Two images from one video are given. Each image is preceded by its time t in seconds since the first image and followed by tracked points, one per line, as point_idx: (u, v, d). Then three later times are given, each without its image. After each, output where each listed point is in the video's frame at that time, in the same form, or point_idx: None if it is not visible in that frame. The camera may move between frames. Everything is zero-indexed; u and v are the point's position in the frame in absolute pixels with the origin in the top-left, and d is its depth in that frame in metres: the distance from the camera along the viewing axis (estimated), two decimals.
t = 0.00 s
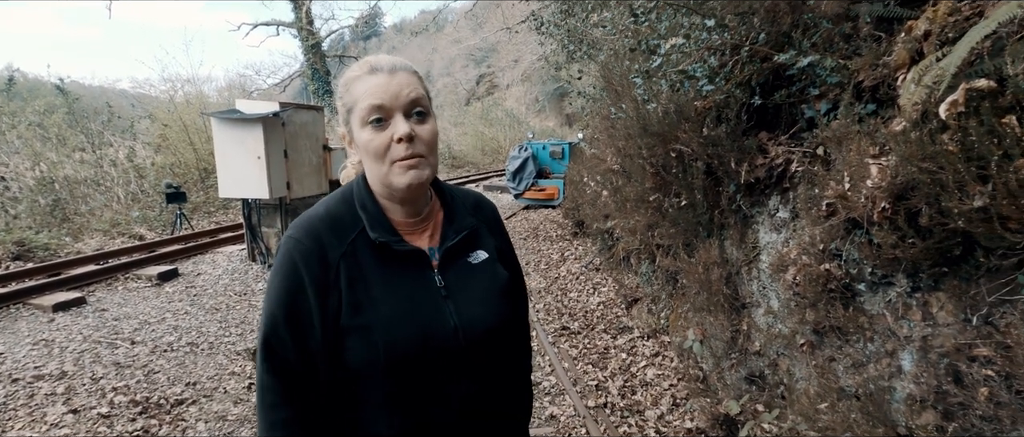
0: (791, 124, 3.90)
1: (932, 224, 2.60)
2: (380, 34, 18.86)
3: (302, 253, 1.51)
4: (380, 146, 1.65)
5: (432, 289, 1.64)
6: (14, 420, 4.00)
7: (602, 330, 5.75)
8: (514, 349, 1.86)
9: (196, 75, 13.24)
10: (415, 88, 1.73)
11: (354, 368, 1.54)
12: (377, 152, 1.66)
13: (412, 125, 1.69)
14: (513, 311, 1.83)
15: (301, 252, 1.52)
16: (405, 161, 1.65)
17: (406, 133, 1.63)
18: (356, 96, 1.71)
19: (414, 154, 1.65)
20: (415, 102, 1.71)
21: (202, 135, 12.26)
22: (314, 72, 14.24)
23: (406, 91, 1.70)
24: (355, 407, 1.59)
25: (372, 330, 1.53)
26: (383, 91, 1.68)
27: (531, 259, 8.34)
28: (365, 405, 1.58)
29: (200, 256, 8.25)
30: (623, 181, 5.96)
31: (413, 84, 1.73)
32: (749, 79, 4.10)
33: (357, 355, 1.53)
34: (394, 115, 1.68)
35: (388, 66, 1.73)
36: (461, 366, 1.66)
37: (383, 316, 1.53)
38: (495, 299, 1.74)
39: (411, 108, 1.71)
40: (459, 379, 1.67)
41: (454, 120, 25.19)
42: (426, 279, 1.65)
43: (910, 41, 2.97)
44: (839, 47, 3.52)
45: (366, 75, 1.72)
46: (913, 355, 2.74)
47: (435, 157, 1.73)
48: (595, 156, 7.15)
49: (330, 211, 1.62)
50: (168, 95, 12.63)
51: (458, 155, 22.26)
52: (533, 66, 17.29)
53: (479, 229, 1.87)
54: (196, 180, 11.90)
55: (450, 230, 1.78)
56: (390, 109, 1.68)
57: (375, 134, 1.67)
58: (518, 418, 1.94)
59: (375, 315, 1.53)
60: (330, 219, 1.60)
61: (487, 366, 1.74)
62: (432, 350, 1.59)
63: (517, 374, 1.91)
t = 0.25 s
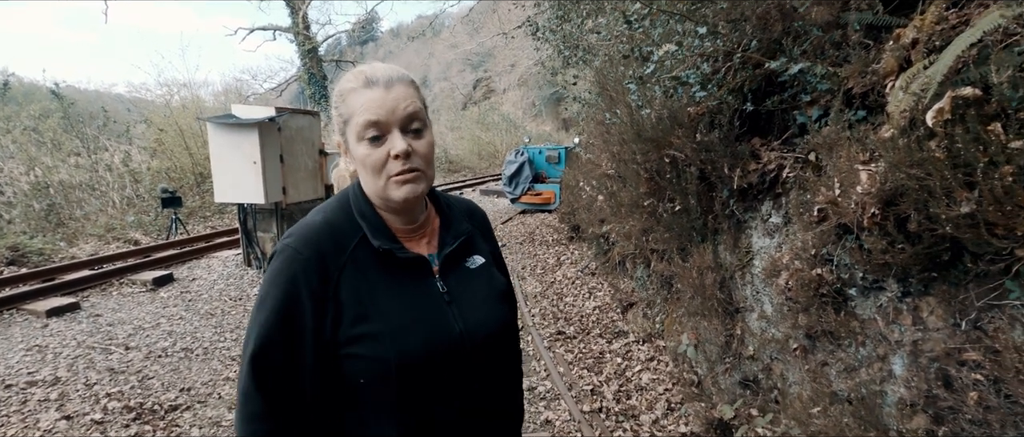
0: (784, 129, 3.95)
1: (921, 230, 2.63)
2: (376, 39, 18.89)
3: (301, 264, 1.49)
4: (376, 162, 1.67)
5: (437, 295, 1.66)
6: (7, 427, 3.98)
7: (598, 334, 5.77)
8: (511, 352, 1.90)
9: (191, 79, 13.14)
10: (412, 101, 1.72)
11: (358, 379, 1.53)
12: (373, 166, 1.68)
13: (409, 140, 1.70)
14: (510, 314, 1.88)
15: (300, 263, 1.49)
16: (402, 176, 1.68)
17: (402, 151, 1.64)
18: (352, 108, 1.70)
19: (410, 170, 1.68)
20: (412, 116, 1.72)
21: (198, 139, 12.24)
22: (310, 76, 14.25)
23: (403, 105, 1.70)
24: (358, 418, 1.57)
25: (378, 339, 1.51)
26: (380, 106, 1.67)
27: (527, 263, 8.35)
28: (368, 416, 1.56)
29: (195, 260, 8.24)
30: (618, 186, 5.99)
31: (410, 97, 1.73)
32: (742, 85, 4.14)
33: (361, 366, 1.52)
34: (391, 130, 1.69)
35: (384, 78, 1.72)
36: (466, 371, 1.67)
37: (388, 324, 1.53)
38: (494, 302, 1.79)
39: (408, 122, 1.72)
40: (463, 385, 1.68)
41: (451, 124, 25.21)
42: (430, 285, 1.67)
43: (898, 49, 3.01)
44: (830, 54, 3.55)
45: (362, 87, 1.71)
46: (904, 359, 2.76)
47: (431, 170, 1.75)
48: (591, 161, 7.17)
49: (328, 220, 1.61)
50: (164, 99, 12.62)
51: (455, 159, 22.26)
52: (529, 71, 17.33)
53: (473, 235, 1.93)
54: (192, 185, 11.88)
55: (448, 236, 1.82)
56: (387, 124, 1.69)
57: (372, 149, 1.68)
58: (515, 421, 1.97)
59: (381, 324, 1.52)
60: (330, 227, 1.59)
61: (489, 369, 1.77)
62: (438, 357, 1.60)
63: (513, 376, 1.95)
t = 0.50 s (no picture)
0: (776, 134, 3.99)
1: (910, 234, 2.65)
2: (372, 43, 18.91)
3: (297, 278, 1.48)
4: (379, 166, 1.66)
5: (432, 305, 1.68)
6: None
7: (593, 338, 5.77)
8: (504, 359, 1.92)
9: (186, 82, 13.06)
10: (412, 107, 1.75)
11: (354, 392, 1.53)
12: (375, 171, 1.67)
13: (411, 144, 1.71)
14: (504, 321, 1.91)
15: (296, 276, 1.48)
16: (404, 182, 1.68)
17: (407, 154, 1.64)
18: (353, 114, 1.70)
19: (414, 175, 1.68)
20: (414, 122, 1.74)
21: (192, 143, 12.22)
22: (306, 80, 14.26)
23: (405, 111, 1.72)
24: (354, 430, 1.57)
25: (375, 353, 1.52)
26: (382, 110, 1.68)
27: (522, 268, 8.36)
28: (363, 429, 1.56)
29: (190, 265, 8.22)
30: (612, 191, 6.01)
31: (410, 103, 1.75)
32: (734, 90, 4.17)
33: (357, 379, 1.52)
34: (393, 135, 1.70)
35: (385, 84, 1.74)
36: (461, 380, 1.69)
37: (384, 337, 1.54)
38: (489, 311, 1.81)
39: (409, 127, 1.73)
40: (458, 394, 1.70)
41: (447, 128, 25.25)
42: (425, 296, 1.68)
43: (885, 55, 3.04)
44: (820, 60, 3.57)
45: (363, 93, 1.72)
46: (894, 362, 2.78)
47: (432, 175, 1.76)
48: (586, 166, 7.20)
49: (323, 230, 1.60)
50: (159, 103, 12.60)
51: (451, 163, 22.29)
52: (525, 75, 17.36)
53: (468, 243, 1.94)
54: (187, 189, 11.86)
55: (443, 245, 1.83)
56: (389, 129, 1.69)
57: (374, 155, 1.68)
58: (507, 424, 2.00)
59: (377, 337, 1.53)
60: (326, 239, 1.58)
61: (483, 377, 1.80)
62: (433, 367, 1.61)
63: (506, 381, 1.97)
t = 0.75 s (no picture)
0: (769, 137, 4.01)
1: (900, 236, 2.67)
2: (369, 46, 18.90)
3: (286, 288, 1.48)
4: (367, 174, 1.67)
5: (421, 314, 1.69)
6: None
7: (589, 340, 5.78)
8: (495, 365, 1.93)
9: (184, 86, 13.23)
10: (401, 113, 1.74)
11: (343, 400, 1.55)
12: (363, 179, 1.68)
13: (399, 151, 1.71)
14: (494, 328, 1.91)
15: (285, 286, 1.48)
16: (392, 189, 1.69)
17: (395, 163, 1.65)
18: (342, 120, 1.70)
19: (402, 183, 1.69)
20: (403, 129, 1.74)
21: (189, 146, 12.20)
22: (303, 83, 14.26)
23: (394, 118, 1.71)
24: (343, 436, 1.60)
25: (364, 363, 1.54)
26: (371, 118, 1.68)
27: (519, 270, 8.36)
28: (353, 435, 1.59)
29: (186, 267, 8.21)
30: (608, 193, 6.03)
31: (400, 110, 1.75)
32: (727, 94, 4.19)
33: (346, 388, 1.54)
34: (381, 142, 1.70)
35: (374, 89, 1.73)
36: (449, 387, 1.72)
37: (373, 348, 1.55)
38: (479, 319, 1.82)
39: (398, 134, 1.74)
40: (446, 400, 1.73)
41: (445, 131, 25.25)
42: (414, 304, 1.69)
43: (876, 59, 3.06)
44: (812, 64, 3.60)
45: (351, 98, 1.72)
46: (886, 364, 2.79)
47: (420, 181, 1.76)
48: (582, 168, 7.21)
49: (312, 238, 1.61)
50: (155, 105, 12.58)
51: (448, 166, 22.30)
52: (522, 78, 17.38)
53: (460, 248, 1.94)
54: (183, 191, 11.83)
55: (433, 251, 1.84)
56: (378, 136, 1.69)
57: (362, 162, 1.68)
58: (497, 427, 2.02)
59: (366, 347, 1.54)
60: (315, 247, 1.59)
61: (472, 383, 1.82)
62: (421, 375, 1.63)
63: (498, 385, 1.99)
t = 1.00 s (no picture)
0: (771, 138, 4.01)
1: (902, 238, 2.67)
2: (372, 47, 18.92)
3: (289, 287, 1.49)
4: (369, 176, 1.68)
5: (420, 316, 1.69)
6: None
7: (590, 342, 5.78)
8: (495, 367, 1.94)
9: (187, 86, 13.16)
10: (405, 117, 1.75)
11: (344, 399, 1.57)
12: (365, 182, 1.69)
13: (401, 155, 1.72)
14: (493, 330, 1.92)
15: (289, 285, 1.49)
16: (393, 193, 1.69)
17: (397, 167, 1.66)
18: (346, 122, 1.71)
19: (402, 186, 1.70)
20: (406, 133, 1.74)
21: (192, 147, 12.25)
22: (306, 84, 14.30)
23: (398, 122, 1.72)
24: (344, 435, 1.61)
25: (365, 363, 1.55)
26: (375, 121, 1.69)
27: (521, 271, 8.37)
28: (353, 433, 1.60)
29: (189, 268, 8.24)
30: (609, 194, 6.03)
31: (404, 114, 1.76)
32: (729, 95, 4.19)
33: (347, 388, 1.55)
34: (384, 146, 1.71)
35: (379, 92, 1.73)
36: (449, 388, 1.73)
37: (374, 348, 1.56)
38: (479, 320, 1.82)
39: (401, 138, 1.74)
40: (446, 400, 1.74)
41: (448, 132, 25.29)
42: (413, 306, 1.70)
43: (878, 60, 3.06)
44: (814, 65, 3.59)
45: (356, 100, 1.72)
46: (888, 366, 2.79)
47: (421, 186, 1.77)
48: (584, 169, 7.22)
49: (312, 239, 1.61)
50: (159, 106, 12.64)
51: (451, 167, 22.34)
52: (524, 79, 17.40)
53: (459, 250, 1.95)
54: (186, 192, 11.87)
55: (432, 253, 1.84)
56: (380, 139, 1.70)
57: (365, 164, 1.69)
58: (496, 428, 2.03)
59: (367, 347, 1.56)
60: (316, 247, 1.59)
61: (471, 385, 1.83)
62: (421, 376, 1.64)
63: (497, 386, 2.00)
